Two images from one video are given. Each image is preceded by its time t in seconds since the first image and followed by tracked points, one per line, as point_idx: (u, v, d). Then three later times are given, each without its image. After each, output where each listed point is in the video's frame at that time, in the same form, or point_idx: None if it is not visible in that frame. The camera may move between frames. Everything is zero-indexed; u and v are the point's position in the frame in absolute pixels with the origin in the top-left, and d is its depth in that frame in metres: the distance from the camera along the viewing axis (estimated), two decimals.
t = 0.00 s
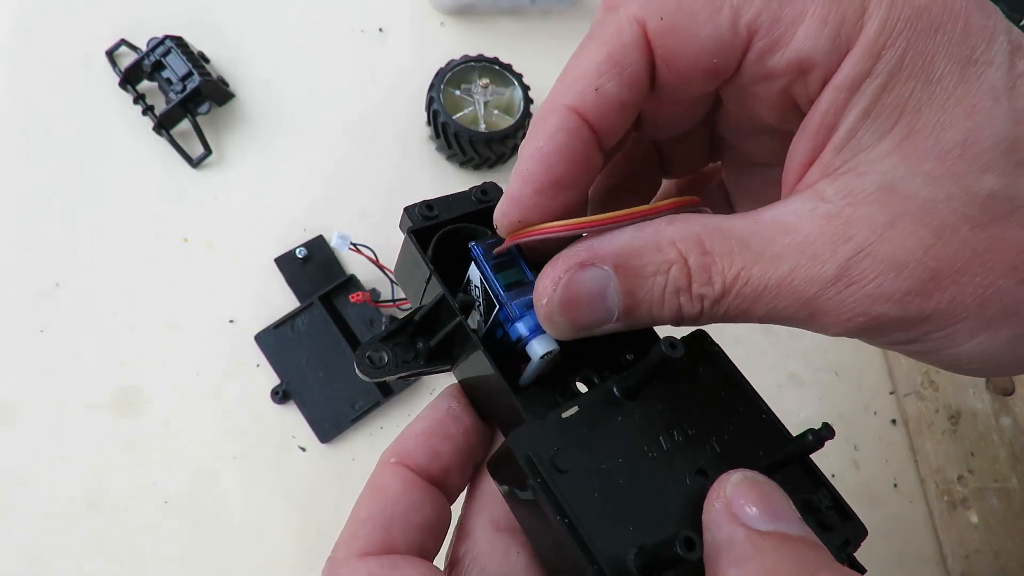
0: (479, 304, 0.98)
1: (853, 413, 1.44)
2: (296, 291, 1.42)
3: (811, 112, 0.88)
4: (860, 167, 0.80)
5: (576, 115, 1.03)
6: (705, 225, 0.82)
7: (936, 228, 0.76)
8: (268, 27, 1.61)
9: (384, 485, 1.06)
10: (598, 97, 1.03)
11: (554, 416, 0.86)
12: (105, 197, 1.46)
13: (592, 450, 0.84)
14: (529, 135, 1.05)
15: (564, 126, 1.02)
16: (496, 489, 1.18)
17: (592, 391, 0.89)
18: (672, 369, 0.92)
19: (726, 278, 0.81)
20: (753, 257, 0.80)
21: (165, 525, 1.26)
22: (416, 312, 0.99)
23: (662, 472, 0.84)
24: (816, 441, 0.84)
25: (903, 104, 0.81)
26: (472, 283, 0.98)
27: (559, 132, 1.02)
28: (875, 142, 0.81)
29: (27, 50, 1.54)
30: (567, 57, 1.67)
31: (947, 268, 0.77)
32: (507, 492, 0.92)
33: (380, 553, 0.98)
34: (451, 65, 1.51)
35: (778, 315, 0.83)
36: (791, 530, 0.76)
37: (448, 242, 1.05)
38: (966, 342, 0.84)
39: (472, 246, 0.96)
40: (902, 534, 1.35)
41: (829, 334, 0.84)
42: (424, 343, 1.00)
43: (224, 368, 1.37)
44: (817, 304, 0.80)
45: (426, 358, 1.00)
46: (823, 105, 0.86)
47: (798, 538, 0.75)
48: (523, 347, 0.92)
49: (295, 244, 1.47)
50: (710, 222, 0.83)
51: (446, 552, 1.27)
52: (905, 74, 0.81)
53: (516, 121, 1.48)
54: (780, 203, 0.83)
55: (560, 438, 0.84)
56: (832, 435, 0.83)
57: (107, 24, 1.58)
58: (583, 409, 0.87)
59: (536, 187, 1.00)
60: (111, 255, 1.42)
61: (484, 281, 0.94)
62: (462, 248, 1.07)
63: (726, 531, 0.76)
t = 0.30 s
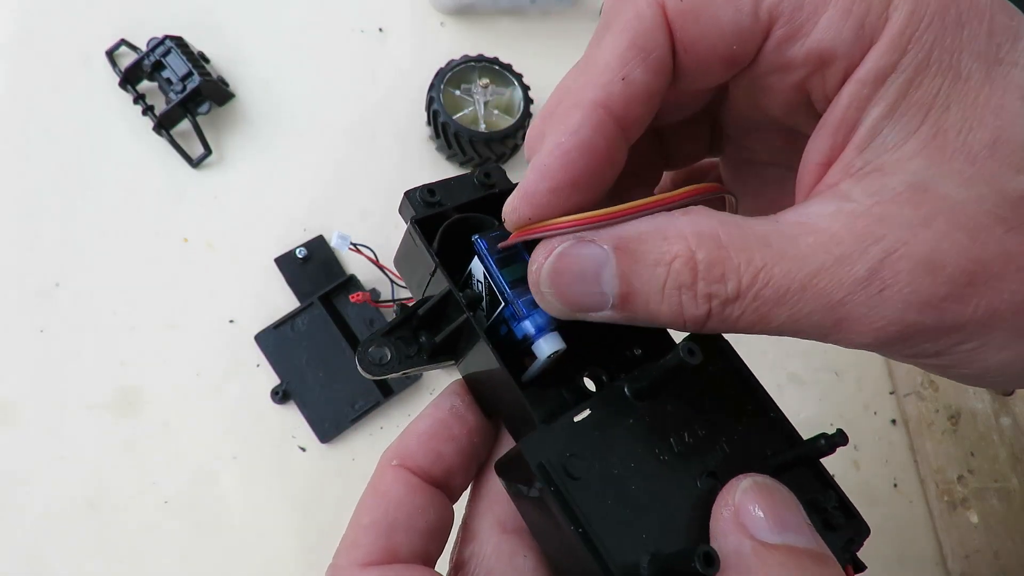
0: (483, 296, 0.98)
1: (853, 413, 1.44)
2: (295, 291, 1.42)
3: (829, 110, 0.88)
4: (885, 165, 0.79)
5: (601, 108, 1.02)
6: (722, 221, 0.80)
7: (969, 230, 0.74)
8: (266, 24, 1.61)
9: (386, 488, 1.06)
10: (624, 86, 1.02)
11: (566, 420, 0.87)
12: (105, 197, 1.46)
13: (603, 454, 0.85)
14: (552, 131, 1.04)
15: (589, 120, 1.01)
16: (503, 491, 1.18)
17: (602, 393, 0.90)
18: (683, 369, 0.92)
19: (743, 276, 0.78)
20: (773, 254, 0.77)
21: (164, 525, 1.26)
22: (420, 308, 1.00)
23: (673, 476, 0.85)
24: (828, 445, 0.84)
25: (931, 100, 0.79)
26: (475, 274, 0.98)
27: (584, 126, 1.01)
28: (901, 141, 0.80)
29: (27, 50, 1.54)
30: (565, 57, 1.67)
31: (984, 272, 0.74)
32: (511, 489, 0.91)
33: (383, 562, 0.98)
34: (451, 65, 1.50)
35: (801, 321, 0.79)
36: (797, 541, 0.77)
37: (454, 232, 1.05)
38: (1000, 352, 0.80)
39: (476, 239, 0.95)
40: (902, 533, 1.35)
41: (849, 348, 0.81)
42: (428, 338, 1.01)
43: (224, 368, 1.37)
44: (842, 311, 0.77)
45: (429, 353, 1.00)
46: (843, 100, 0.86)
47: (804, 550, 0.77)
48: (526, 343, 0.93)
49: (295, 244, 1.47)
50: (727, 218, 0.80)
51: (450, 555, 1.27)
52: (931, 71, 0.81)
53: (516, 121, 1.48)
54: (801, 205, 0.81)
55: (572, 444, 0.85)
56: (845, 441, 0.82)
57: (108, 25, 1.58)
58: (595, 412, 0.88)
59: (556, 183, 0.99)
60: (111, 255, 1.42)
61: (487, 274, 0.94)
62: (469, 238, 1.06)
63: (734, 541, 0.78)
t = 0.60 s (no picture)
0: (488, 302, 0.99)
1: (852, 413, 1.43)
2: (295, 291, 1.42)
3: (853, 127, 0.86)
4: (910, 187, 0.78)
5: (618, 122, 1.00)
6: (739, 237, 0.80)
7: (992, 261, 0.73)
8: (264, 24, 1.61)
9: (385, 497, 1.07)
10: (643, 99, 1.00)
11: (572, 428, 0.87)
12: (105, 197, 1.46)
13: (609, 463, 0.85)
14: (567, 144, 1.02)
15: (605, 134, 0.99)
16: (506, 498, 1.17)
17: (607, 399, 0.90)
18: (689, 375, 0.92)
19: (756, 300, 0.78)
20: (790, 277, 0.77)
21: (164, 525, 1.27)
22: (421, 311, 0.99)
23: (678, 485, 0.85)
24: (832, 456, 0.85)
25: (962, 122, 0.78)
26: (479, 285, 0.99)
27: (600, 141, 0.99)
28: (929, 160, 0.78)
29: (27, 50, 1.54)
30: (564, 57, 1.67)
31: (1002, 305, 0.74)
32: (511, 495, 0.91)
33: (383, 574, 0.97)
34: (451, 65, 1.50)
35: (812, 346, 0.80)
36: (804, 553, 0.77)
37: (457, 232, 1.04)
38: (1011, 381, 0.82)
39: (479, 248, 0.95)
40: (901, 533, 1.34)
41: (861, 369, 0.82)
42: (428, 341, 1.00)
43: (224, 368, 1.37)
44: (854, 337, 0.77)
45: (430, 356, 1.00)
46: (868, 119, 0.84)
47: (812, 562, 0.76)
48: (536, 353, 0.97)
49: (295, 244, 1.47)
50: (744, 236, 0.80)
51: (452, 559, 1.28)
52: (963, 91, 0.79)
53: (516, 121, 1.48)
54: (819, 224, 0.80)
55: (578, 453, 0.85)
56: (850, 452, 0.83)
57: (109, 25, 1.58)
58: (600, 421, 0.88)
59: (569, 199, 0.97)
60: (111, 255, 1.42)
61: (494, 285, 0.95)
62: (472, 238, 1.05)
63: (739, 552, 0.78)
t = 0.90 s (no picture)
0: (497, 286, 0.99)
1: (852, 413, 1.43)
2: (296, 291, 1.42)
3: (872, 120, 0.86)
4: (930, 186, 0.79)
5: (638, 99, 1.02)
6: (754, 231, 0.81)
7: (1008, 266, 0.75)
8: (266, 22, 1.61)
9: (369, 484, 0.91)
10: (660, 76, 1.02)
11: (581, 416, 0.87)
12: (105, 197, 1.46)
13: (617, 451, 0.85)
14: (589, 122, 1.04)
15: (625, 111, 1.01)
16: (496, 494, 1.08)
17: (616, 387, 0.90)
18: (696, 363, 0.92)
19: (768, 295, 0.79)
20: (804, 274, 0.78)
21: (164, 526, 1.26)
22: (431, 293, 0.98)
23: (685, 475, 0.86)
24: (839, 450, 0.83)
25: (983, 121, 0.78)
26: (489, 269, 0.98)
27: (621, 117, 1.01)
28: (952, 157, 0.79)
29: (27, 50, 1.54)
30: (564, 57, 1.67)
31: (1014, 311, 0.77)
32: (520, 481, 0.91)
33: None
34: (451, 65, 1.50)
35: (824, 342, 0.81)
36: (810, 547, 0.79)
37: (470, 218, 1.04)
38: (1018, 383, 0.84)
39: (487, 231, 0.95)
40: (901, 534, 1.34)
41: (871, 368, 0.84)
42: (436, 325, 0.99)
43: (224, 368, 1.37)
44: (868, 336, 0.79)
45: (437, 341, 0.99)
46: (887, 113, 0.85)
47: (820, 557, 0.78)
48: (546, 337, 0.96)
49: (295, 244, 1.47)
50: (760, 231, 0.81)
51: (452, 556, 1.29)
52: (988, 87, 0.79)
53: (517, 121, 1.48)
54: (836, 222, 0.81)
55: (587, 441, 0.85)
56: (858, 447, 0.81)
57: (110, 24, 1.58)
58: (609, 409, 0.88)
59: (590, 176, 1.00)
60: (111, 255, 1.42)
61: (503, 268, 0.95)
62: (484, 224, 1.05)
63: (750, 547, 0.79)
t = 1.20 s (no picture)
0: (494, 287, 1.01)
1: (852, 412, 1.42)
2: (296, 291, 1.42)
3: (879, 142, 0.88)
4: (939, 213, 0.79)
5: (651, 110, 1.04)
6: (759, 251, 0.83)
7: (1016, 296, 0.75)
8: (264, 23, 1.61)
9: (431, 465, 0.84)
10: (673, 87, 1.04)
11: (582, 423, 0.88)
12: (105, 197, 1.46)
13: (618, 459, 0.86)
14: (603, 133, 1.06)
15: (637, 122, 1.03)
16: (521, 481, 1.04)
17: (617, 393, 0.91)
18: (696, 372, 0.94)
19: (769, 315, 0.81)
20: (808, 297, 0.79)
21: (163, 526, 1.27)
22: (428, 299, 0.99)
23: (684, 482, 0.87)
24: (837, 455, 0.83)
25: (994, 147, 0.79)
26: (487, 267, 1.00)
27: (634, 128, 1.03)
28: (963, 184, 0.79)
29: (27, 50, 1.54)
30: (563, 57, 1.67)
31: None
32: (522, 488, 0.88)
33: None
34: (451, 65, 1.50)
35: (823, 368, 0.82)
36: (812, 552, 0.79)
37: (467, 220, 1.04)
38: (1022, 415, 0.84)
39: (488, 230, 0.97)
40: (901, 534, 1.34)
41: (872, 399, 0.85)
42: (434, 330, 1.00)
43: (224, 368, 1.37)
44: (867, 363, 0.80)
45: (434, 346, 0.99)
46: (894, 135, 0.86)
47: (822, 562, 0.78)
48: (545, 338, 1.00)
49: (295, 244, 1.47)
50: (762, 249, 0.83)
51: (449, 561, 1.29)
52: (998, 113, 0.80)
53: (516, 121, 1.48)
54: (844, 247, 0.82)
55: (590, 449, 0.86)
56: (853, 453, 0.82)
57: (110, 25, 1.58)
58: (610, 416, 0.89)
59: (606, 186, 1.01)
60: (111, 255, 1.42)
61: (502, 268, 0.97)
62: (483, 227, 1.05)
63: (753, 552, 0.79)
